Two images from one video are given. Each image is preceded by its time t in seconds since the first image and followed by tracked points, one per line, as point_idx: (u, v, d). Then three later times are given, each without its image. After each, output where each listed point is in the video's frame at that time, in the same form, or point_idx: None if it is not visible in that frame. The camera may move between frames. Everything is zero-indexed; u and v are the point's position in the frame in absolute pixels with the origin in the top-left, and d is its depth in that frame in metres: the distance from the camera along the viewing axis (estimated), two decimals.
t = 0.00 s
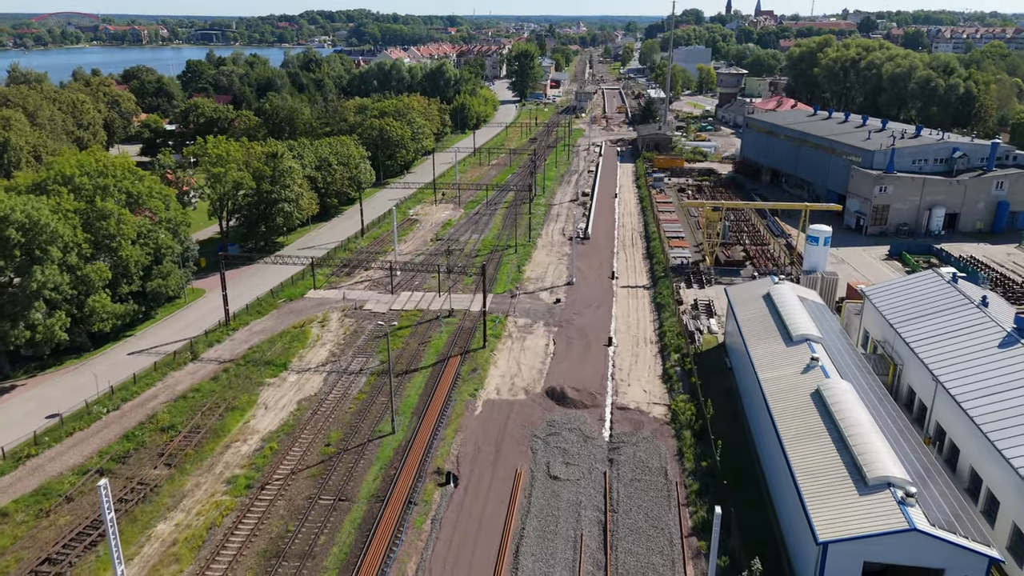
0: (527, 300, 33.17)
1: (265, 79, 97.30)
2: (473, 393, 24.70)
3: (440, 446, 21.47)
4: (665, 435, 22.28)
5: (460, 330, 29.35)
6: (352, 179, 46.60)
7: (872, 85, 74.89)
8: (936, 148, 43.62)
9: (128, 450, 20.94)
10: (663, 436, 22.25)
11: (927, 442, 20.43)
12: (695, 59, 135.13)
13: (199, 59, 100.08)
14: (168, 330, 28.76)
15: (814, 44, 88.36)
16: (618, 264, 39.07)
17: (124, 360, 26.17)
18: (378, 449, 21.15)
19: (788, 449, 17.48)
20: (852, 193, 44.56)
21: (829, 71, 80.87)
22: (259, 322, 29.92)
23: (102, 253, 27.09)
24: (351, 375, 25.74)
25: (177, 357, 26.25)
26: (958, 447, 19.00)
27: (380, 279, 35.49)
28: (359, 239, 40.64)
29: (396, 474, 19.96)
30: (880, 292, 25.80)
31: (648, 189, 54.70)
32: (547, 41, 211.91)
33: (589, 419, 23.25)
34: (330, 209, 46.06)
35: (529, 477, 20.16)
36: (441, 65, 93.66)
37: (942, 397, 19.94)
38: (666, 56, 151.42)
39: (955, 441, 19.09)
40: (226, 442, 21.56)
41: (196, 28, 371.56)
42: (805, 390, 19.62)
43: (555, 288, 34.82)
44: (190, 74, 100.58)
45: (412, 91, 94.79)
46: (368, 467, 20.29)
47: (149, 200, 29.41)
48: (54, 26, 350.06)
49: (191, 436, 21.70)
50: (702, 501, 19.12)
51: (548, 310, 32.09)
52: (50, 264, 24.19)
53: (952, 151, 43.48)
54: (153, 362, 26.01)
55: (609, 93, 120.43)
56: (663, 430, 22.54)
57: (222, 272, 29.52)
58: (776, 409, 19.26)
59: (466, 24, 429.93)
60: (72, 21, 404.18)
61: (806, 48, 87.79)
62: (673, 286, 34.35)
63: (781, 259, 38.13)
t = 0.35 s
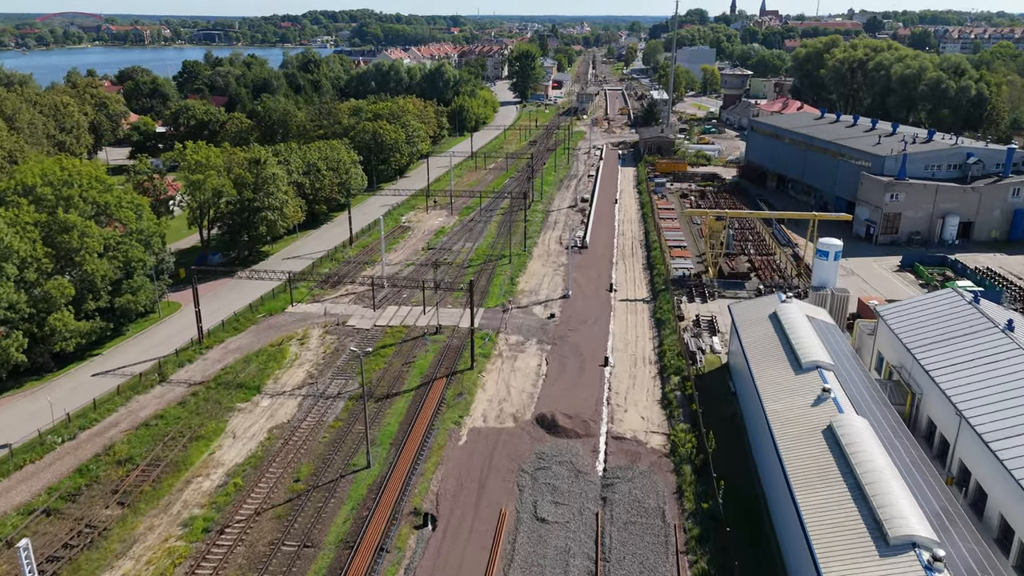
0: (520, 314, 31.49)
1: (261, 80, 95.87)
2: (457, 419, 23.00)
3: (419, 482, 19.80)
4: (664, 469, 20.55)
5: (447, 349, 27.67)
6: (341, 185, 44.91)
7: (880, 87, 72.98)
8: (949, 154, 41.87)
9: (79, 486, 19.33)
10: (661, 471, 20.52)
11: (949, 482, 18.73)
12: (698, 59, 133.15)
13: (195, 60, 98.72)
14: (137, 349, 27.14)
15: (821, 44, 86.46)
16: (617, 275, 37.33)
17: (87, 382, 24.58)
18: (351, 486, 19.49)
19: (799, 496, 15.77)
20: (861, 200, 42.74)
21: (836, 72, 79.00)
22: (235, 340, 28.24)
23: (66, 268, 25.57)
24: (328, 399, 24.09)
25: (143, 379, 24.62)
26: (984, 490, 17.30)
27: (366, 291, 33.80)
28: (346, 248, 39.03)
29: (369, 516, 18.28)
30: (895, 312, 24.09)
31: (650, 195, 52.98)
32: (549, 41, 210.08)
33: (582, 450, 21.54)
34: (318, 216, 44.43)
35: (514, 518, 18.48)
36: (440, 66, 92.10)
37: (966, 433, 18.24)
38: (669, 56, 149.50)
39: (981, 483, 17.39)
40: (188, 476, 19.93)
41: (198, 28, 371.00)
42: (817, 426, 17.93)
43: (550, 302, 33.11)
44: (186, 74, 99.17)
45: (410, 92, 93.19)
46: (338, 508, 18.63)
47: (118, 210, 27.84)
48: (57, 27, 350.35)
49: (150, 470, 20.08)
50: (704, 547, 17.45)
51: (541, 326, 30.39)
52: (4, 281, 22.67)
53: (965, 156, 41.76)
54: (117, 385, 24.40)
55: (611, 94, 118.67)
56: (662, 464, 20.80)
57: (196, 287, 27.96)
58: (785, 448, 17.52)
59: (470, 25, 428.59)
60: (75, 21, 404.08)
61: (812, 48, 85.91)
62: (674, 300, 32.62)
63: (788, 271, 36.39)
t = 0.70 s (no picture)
0: (512, 331, 29.81)
1: (258, 81, 94.53)
2: (438, 451, 21.31)
3: (393, 524, 18.12)
4: (661, 511, 18.83)
5: (432, 370, 25.98)
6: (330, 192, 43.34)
7: (889, 88, 71.07)
8: (964, 160, 40.22)
9: (21, 529, 17.73)
10: (658, 512, 18.80)
11: (975, 530, 16.99)
12: (703, 60, 131.27)
13: (191, 60, 97.45)
14: (104, 369, 25.53)
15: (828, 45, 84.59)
16: (616, 287, 35.62)
17: (44, 407, 22.97)
18: (317, 529, 17.83)
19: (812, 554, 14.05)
20: (872, 209, 40.96)
21: (844, 74, 77.12)
22: (208, 359, 26.62)
23: (24, 285, 24.06)
24: (302, 426, 22.45)
25: (104, 405, 23.01)
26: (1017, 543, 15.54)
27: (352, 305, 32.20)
28: (333, 259, 37.42)
29: (334, 565, 16.61)
30: (913, 336, 22.35)
31: (651, 201, 51.25)
32: (553, 41, 208.50)
33: (572, 487, 19.82)
34: (306, 223, 42.85)
35: (495, 567, 16.79)
36: (439, 66, 90.57)
37: (994, 476, 16.51)
38: (674, 57, 147.62)
39: (1013, 535, 15.62)
40: (141, 515, 18.32)
41: (202, 28, 370.69)
42: (830, 469, 16.20)
43: (544, 316, 31.42)
44: (182, 75, 97.94)
45: (409, 93, 91.65)
46: (302, 555, 16.98)
47: (83, 222, 26.26)
48: (60, 26, 349.92)
49: (100, 510, 18.48)
50: None
51: (534, 343, 28.70)
52: None
53: (981, 162, 40.09)
54: (76, 411, 22.80)
55: (614, 95, 116.97)
56: (659, 504, 19.09)
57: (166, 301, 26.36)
58: (795, 495, 15.77)
59: (474, 24, 427.33)
60: (80, 20, 404.43)
61: (819, 49, 84.03)
62: (675, 316, 30.87)
63: (796, 284, 34.69)
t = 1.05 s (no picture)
0: (503, 349, 28.16)
1: (256, 81, 93.22)
2: (417, 487, 19.63)
3: None
4: (658, 559, 17.14)
5: (416, 393, 24.33)
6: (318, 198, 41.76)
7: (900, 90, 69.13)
8: (982, 167, 38.43)
9: None
10: (655, 561, 17.09)
11: None
12: (708, 60, 129.36)
13: (189, 61, 96.29)
14: (66, 392, 23.97)
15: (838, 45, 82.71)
16: (615, 301, 33.91)
17: None
18: None
19: None
20: (884, 217, 39.10)
21: (853, 75, 75.18)
22: (178, 381, 25.00)
23: None
24: (272, 457, 20.81)
25: (61, 434, 21.44)
26: None
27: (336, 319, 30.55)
28: (320, 270, 35.89)
29: None
30: (933, 363, 20.58)
31: (654, 207, 49.55)
32: (557, 41, 207.15)
33: (561, 530, 18.13)
34: (294, 230, 41.30)
35: None
36: (439, 67, 89.04)
37: None
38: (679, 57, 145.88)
39: None
40: (87, 563, 16.69)
41: (207, 28, 370.95)
42: (846, 523, 14.44)
43: (538, 332, 29.73)
44: (180, 75, 96.78)
45: (409, 94, 90.18)
46: None
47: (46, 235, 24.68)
48: (67, 27, 351.94)
49: (42, 557, 16.87)
50: None
51: (526, 363, 27.02)
52: None
53: (999, 169, 38.31)
54: (29, 440, 21.22)
55: (618, 97, 115.35)
56: (655, 552, 17.40)
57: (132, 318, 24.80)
58: (807, 553, 14.03)
59: (479, 24, 425.86)
60: (86, 20, 405.36)
61: (828, 49, 82.14)
62: (676, 334, 29.16)
63: (805, 298, 32.94)
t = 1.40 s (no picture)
0: (494, 369, 26.45)
1: (256, 82, 91.83)
2: (393, 530, 17.95)
3: None
4: None
5: (398, 420, 22.67)
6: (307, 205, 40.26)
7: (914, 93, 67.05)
8: (1003, 174, 36.70)
9: None
10: None
11: None
12: (716, 61, 127.27)
13: (189, 62, 95.01)
14: (24, 418, 22.45)
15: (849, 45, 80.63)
16: (616, 316, 32.20)
17: None
18: None
19: None
20: (900, 227, 37.20)
21: (864, 76, 73.19)
22: (146, 405, 23.44)
23: None
24: (238, 494, 19.17)
25: (12, 466, 19.90)
26: None
27: (319, 336, 28.92)
28: (306, 281, 34.29)
29: None
30: (958, 395, 18.80)
31: (658, 214, 47.77)
32: (564, 42, 205.35)
33: None
34: (283, 238, 39.78)
35: None
36: (441, 68, 87.43)
37: None
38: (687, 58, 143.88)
39: None
40: None
41: (214, 28, 371.16)
42: None
43: (532, 351, 28.03)
44: (179, 76, 95.57)
45: (411, 96, 88.62)
46: None
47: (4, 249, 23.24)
48: (75, 27, 352.81)
49: None
50: None
51: (519, 386, 25.30)
52: None
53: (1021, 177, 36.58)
54: None
55: (624, 98, 113.58)
56: None
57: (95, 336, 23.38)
58: None
59: (486, 25, 424.42)
60: (94, 21, 406.18)
61: (839, 50, 80.13)
62: (679, 353, 27.39)
63: (817, 315, 31.15)
